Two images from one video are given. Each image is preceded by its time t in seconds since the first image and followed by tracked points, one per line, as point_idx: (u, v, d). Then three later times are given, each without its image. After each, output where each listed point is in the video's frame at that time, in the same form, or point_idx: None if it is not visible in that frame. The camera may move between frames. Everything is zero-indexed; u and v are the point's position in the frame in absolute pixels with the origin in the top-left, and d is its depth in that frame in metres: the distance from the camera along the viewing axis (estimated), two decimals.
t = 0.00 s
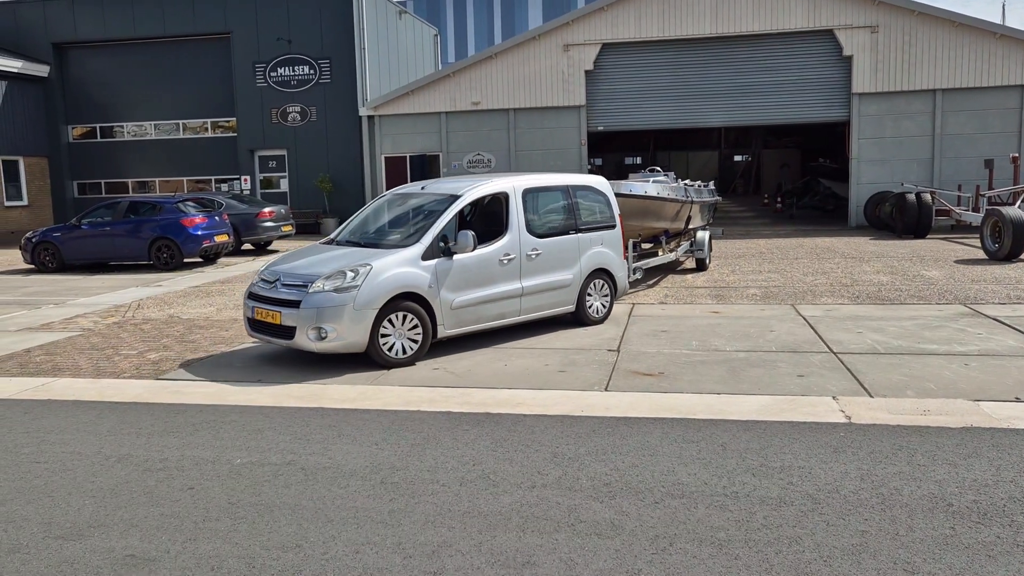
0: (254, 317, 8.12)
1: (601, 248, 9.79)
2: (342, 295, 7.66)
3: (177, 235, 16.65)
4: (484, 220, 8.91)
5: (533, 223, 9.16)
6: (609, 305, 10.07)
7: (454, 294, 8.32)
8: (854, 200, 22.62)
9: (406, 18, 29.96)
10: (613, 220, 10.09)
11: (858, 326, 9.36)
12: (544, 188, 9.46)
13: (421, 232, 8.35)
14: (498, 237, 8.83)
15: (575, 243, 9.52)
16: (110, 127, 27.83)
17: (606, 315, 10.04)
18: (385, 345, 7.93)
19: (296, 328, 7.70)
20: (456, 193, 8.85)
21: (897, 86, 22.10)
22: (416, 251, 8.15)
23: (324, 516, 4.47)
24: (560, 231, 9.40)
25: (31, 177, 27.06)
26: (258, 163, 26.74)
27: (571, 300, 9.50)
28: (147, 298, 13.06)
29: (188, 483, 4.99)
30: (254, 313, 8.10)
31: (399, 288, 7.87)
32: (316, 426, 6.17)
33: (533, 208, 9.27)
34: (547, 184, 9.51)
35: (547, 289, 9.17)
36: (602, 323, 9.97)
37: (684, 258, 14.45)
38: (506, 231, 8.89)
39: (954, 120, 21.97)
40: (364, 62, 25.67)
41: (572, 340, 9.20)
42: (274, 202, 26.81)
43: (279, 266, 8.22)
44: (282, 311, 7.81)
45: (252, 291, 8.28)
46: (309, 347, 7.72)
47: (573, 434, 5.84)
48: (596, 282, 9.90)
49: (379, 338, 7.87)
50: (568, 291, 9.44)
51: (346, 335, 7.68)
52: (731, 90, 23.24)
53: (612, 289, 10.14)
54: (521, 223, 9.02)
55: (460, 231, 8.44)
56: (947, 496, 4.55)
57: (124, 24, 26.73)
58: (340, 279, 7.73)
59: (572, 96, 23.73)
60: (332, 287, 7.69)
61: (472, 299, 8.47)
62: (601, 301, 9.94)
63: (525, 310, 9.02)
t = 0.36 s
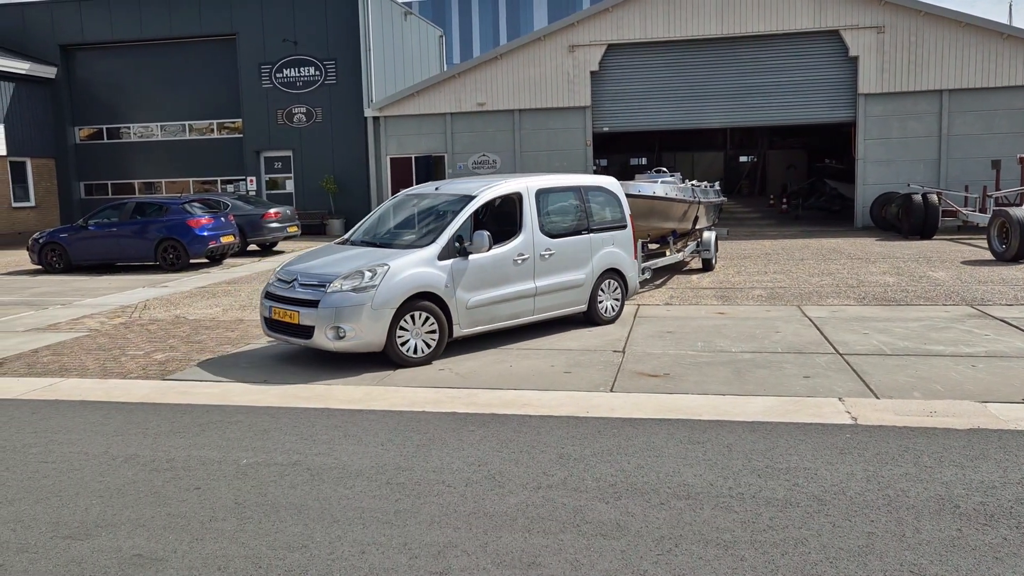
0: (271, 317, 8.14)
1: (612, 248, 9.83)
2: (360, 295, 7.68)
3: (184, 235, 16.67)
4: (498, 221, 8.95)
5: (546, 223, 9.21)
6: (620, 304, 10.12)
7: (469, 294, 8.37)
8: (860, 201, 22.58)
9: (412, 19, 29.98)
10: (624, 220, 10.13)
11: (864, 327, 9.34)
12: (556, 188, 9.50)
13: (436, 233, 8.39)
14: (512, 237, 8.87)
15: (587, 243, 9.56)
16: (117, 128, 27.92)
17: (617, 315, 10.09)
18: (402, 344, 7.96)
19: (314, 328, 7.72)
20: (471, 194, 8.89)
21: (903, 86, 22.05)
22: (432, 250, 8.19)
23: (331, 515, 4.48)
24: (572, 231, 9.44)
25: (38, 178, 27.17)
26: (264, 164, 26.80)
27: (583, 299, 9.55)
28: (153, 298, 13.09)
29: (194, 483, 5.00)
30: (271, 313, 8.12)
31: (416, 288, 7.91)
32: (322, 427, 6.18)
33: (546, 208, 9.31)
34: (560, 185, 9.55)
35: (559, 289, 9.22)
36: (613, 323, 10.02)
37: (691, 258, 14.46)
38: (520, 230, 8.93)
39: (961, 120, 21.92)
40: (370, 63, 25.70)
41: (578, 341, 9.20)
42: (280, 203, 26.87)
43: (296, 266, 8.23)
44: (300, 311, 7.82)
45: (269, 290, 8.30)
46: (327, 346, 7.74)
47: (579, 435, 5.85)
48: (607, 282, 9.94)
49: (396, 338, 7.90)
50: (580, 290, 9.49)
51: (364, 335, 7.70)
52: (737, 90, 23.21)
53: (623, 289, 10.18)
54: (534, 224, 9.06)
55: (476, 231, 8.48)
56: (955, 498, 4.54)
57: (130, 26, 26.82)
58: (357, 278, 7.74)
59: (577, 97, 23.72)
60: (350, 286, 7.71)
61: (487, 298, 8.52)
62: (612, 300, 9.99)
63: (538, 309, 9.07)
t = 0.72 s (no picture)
0: (288, 317, 8.19)
1: (623, 248, 9.89)
2: (378, 295, 7.73)
3: (189, 236, 16.72)
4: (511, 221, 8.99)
5: (559, 223, 9.26)
6: (631, 304, 10.18)
7: (484, 293, 8.43)
8: (865, 202, 22.54)
9: (417, 19, 30.02)
10: (635, 220, 10.17)
11: (869, 328, 9.32)
12: (568, 188, 9.55)
13: (451, 233, 8.43)
14: (525, 236, 8.93)
15: (598, 243, 9.61)
16: (123, 129, 28.00)
17: (628, 315, 10.14)
18: (419, 343, 8.02)
19: (333, 327, 7.77)
20: (485, 194, 8.93)
21: (908, 87, 22.01)
22: (448, 251, 8.24)
23: (337, 515, 4.50)
24: (584, 231, 9.50)
25: (45, 179, 27.26)
26: (269, 164, 26.86)
27: (595, 299, 9.61)
28: (158, 299, 13.12)
29: (199, 483, 5.02)
30: (288, 313, 8.17)
31: (434, 288, 7.97)
32: (327, 427, 6.19)
33: (559, 208, 9.36)
34: (572, 185, 9.60)
35: (572, 288, 9.29)
36: (623, 323, 10.07)
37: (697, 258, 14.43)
38: (533, 230, 8.99)
39: (967, 121, 21.86)
40: (374, 64, 25.73)
41: (582, 341, 9.19)
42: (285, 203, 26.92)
43: (313, 266, 8.28)
44: (318, 310, 7.87)
45: (285, 290, 8.35)
46: (345, 345, 7.78)
47: (583, 436, 5.85)
48: (618, 282, 10.00)
49: (414, 337, 7.96)
50: (592, 290, 9.55)
51: (382, 333, 7.75)
52: (742, 91, 23.19)
53: (633, 288, 10.24)
54: (547, 224, 9.12)
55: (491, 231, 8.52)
56: (960, 499, 4.53)
57: (136, 27, 26.91)
58: (375, 278, 7.80)
59: (582, 98, 23.73)
60: (368, 286, 7.76)
61: (501, 298, 8.58)
62: (623, 300, 10.05)
63: (551, 309, 9.13)
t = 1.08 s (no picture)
0: (309, 316, 8.26)
1: (636, 248, 9.94)
2: (399, 294, 7.79)
3: (194, 237, 16.75)
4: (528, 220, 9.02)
5: (574, 223, 9.31)
6: (642, 303, 10.24)
7: (502, 293, 8.49)
8: (870, 203, 22.50)
9: (421, 20, 30.04)
10: (647, 220, 10.23)
11: (874, 329, 9.31)
12: (582, 188, 9.59)
13: (470, 233, 8.49)
14: (541, 236, 8.97)
15: (612, 243, 9.67)
16: (128, 130, 28.06)
17: (639, 314, 10.21)
18: (439, 341, 8.10)
19: (355, 326, 7.83)
20: (502, 194, 8.97)
21: (914, 87, 21.96)
22: (467, 250, 8.30)
23: (343, 515, 4.51)
24: (598, 231, 9.55)
25: (50, 179, 27.35)
26: (274, 165, 26.91)
27: (608, 298, 9.66)
28: (163, 299, 13.14)
29: (204, 483, 5.04)
30: (309, 312, 8.25)
31: (454, 287, 8.05)
32: (331, 428, 6.20)
33: (574, 208, 9.40)
34: (586, 185, 9.65)
35: (587, 288, 9.34)
36: (635, 322, 10.14)
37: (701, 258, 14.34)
38: (549, 230, 9.03)
39: (973, 121, 21.80)
40: (379, 65, 25.75)
41: (587, 342, 9.19)
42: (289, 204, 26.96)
43: (333, 266, 8.35)
44: (340, 309, 7.94)
45: (305, 290, 8.42)
46: (367, 344, 7.85)
47: (587, 436, 5.86)
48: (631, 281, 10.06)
49: (434, 335, 8.03)
50: (606, 289, 9.60)
51: (404, 332, 7.81)
52: (747, 91, 23.16)
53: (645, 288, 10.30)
54: (563, 224, 9.16)
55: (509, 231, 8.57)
56: (964, 500, 4.52)
57: (142, 28, 26.99)
58: (397, 277, 7.87)
59: (586, 98, 23.73)
60: (389, 286, 7.83)
61: (518, 297, 8.62)
62: (635, 299, 10.10)
63: (566, 308, 9.18)
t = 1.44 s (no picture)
0: (332, 314, 8.35)
1: (650, 248, 10.06)
2: (424, 292, 7.89)
3: (198, 238, 16.76)
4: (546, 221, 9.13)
5: (590, 223, 9.42)
6: (655, 302, 10.35)
7: (522, 292, 8.60)
8: (875, 203, 22.46)
9: (425, 21, 30.04)
10: (660, 220, 10.35)
11: (879, 330, 9.28)
12: (598, 189, 9.70)
13: (491, 232, 8.60)
14: (560, 236, 9.08)
15: (627, 243, 9.78)
16: (133, 130, 28.11)
17: (652, 312, 10.32)
18: (462, 339, 8.20)
19: (379, 324, 7.93)
20: (521, 194, 9.08)
21: (918, 87, 21.91)
22: (489, 249, 8.41)
23: (347, 515, 4.52)
24: (614, 231, 9.65)
25: (55, 180, 27.41)
26: (278, 166, 26.94)
27: (623, 297, 9.78)
28: (167, 300, 13.15)
29: (209, 483, 5.04)
30: (332, 310, 8.34)
31: (477, 286, 8.16)
32: (334, 428, 6.20)
33: (590, 208, 9.51)
34: (601, 186, 9.75)
35: (603, 287, 9.45)
36: (648, 320, 10.25)
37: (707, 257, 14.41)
38: (567, 230, 9.14)
39: (978, 122, 21.75)
40: (383, 66, 25.75)
41: (590, 342, 9.19)
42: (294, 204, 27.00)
43: (355, 265, 8.44)
44: (364, 308, 8.04)
45: (327, 288, 8.51)
46: (392, 341, 7.95)
47: (591, 437, 5.85)
48: (644, 280, 10.17)
49: (457, 333, 8.13)
50: (621, 288, 9.72)
51: (428, 330, 7.91)
52: (751, 92, 23.13)
53: (658, 287, 10.41)
54: (581, 223, 9.27)
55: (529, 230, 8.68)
56: (969, 502, 4.50)
57: (147, 29, 27.05)
58: (421, 276, 7.97)
59: (590, 99, 23.73)
60: (414, 284, 7.93)
61: (537, 295, 8.74)
62: (649, 298, 10.22)
63: (583, 306, 9.30)
